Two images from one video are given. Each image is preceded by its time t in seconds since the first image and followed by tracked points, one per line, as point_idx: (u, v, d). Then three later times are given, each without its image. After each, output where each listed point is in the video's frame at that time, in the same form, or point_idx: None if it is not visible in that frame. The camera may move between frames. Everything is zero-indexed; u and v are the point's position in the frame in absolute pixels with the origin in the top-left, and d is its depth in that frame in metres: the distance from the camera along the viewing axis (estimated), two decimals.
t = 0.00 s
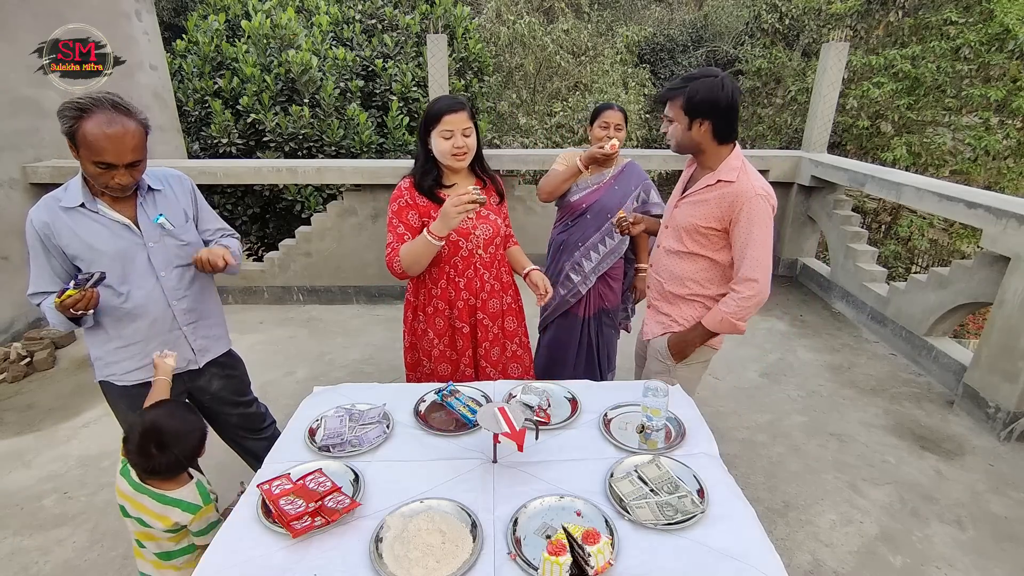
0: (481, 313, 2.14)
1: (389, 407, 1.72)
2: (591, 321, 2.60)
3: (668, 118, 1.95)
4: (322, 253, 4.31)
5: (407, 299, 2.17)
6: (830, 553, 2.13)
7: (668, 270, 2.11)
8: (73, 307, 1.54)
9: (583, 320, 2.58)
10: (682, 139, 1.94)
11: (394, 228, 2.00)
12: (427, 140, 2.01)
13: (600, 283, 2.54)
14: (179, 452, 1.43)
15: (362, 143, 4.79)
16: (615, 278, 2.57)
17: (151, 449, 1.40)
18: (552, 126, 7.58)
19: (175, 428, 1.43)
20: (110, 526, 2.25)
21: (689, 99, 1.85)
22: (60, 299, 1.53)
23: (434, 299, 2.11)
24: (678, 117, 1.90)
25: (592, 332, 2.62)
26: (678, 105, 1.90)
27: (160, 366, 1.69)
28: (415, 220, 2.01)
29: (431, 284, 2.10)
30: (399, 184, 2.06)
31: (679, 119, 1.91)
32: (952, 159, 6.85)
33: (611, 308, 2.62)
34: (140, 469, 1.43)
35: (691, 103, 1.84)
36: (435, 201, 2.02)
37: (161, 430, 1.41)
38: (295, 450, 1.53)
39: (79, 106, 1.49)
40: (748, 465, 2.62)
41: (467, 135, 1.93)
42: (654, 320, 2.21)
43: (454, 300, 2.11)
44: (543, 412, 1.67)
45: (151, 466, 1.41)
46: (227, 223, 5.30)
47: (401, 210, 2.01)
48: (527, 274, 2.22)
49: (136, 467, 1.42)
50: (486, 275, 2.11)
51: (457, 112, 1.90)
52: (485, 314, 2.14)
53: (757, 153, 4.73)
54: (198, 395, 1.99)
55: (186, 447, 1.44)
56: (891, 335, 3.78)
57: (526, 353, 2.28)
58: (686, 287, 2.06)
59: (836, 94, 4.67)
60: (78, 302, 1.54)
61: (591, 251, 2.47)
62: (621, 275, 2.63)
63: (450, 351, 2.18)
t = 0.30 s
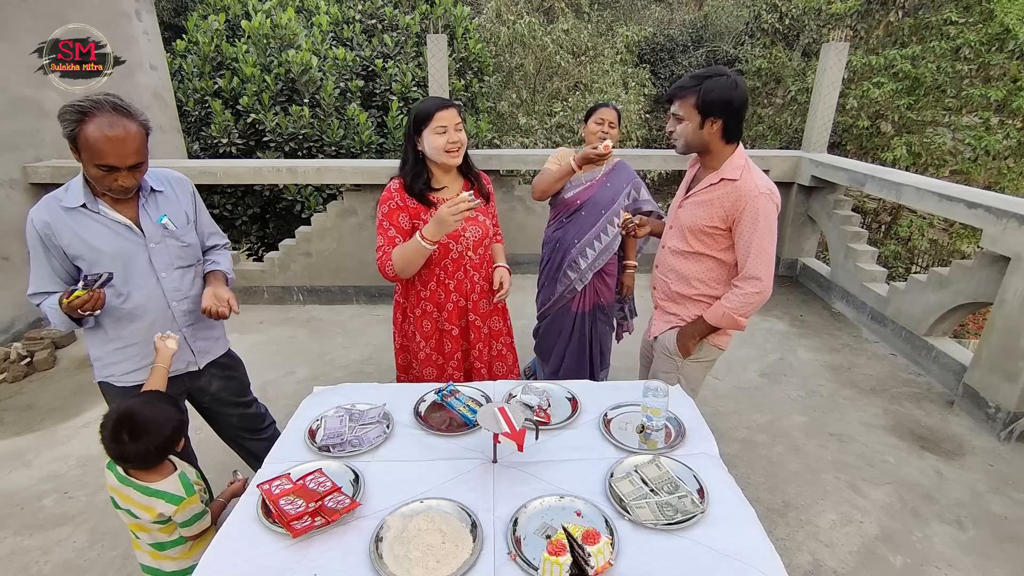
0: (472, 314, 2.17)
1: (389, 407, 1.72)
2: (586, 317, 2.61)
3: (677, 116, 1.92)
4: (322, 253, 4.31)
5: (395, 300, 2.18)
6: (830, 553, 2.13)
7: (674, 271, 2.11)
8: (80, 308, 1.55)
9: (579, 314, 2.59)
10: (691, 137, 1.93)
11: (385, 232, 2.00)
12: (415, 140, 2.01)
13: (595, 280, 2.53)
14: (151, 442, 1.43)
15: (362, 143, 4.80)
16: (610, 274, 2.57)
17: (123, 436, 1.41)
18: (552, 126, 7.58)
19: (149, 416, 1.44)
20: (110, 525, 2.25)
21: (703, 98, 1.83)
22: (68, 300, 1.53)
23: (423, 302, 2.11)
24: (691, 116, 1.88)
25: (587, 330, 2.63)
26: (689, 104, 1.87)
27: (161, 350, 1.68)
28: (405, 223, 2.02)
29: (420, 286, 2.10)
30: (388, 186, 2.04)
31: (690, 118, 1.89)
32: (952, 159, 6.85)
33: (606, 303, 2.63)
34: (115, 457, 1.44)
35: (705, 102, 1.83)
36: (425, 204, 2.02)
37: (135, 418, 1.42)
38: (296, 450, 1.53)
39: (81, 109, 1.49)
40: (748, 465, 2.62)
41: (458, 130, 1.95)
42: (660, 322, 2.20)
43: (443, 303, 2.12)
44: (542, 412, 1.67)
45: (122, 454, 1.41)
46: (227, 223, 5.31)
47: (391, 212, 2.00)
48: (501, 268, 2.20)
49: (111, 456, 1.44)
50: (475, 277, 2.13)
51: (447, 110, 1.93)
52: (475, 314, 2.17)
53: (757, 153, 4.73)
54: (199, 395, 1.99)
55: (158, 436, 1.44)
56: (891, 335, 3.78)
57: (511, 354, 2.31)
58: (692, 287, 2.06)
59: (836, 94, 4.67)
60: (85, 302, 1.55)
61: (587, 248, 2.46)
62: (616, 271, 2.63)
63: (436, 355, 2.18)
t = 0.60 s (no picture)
0: (464, 315, 2.18)
1: (389, 407, 1.72)
2: (570, 310, 2.62)
3: (686, 116, 1.92)
4: (322, 253, 4.31)
5: (385, 303, 2.17)
6: (829, 553, 2.13)
7: (679, 272, 2.11)
8: (80, 307, 1.54)
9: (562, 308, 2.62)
10: (700, 137, 1.92)
11: (371, 236, 2.01)
12: (408, 141, 2.00)
13: (573, 273, 2.56)
14: (155, 437, 1.42)
15: (362, 143, 4.80)
16: (589, 266, 2.57)
17: (130, 430, 1.41)
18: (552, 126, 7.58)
19: (156, 411, 1.46)
20: (110, 526, 2.25)
21: (714, 98, 1.83)
22: (69, 299, 1.53)
23: (414, 305, 2.11)
24: (701, 116, 1.88)
25: (572, 322, 2.64)
26: (698, 103, 1.87)
27: (166, 351, 1.68)
28: (394, 228, 2.02)
29: (411, 289, 2.10)
30: (379, 188, 2.03)
31: (698, 117, 1.89)
32: (952, 159, 6.84)
33: (590, 296, 2.63)
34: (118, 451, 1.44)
35: (716, 102, 1.83)
36: (415, 206, 2.02)
37: (143, 413, 1.44)
38: (296, 450, 1.53)
39: (79, 111, 1.48)
40: (748, 465, 2.62)
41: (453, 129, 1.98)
42: (664, 321, 2.21)
43: (434, 305, 2.12)
44: (542, 412, 1.67)
45: (128, 448, 1.41)
46: (227, 223, 5.31)
47: (379, 217, 2.00)
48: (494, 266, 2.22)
49: (116, 452, 1.44)
50: (467, 279, 2.15)
51: (441, 107, 1.96)
52: (468, 315, 2.18)
53: (758, 153, 4.73)
54: (198, 396, 1.99)
55: (163, 433, 1.44)
56: (891, 335, 3.78)
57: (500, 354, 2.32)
58: (696, 288, 2.06)
59: (836, 94, 4.67)
60: (86, 302, 1.54)
61: (561, 244, 2.50)
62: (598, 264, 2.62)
63: (426, 358, 2.17)
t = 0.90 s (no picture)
0: (463, 314, 2.18)
1: (389, 407, 1.72)
2: (550, 303, 2.70)
3: (688, 124, 1.92)
4: (322, 253, 4.31)
5: (382, 306, 2.15)
6: (829, 553, 2.13)
7: (678, 281, 2.12)
8: (81, 311, 1.54)
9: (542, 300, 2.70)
10: (701, 146, 1.93)
11: (361, 239, 2.00)
12: (402, 142, 1.99)
13: (551, 265, 2.63)
14: (183, 447, 1.42)
15: (362, 143, 4.80)
16: (569, 260, 2.63)
17: (157, 440, 1.41)
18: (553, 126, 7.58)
19: (182, 422, 1.45)
20: (110, 525, 2.25)
21: (716, 107, 1.84)
22: (69, 303, 1.52)
23: (414, 307, 2.11)
24: (701, 124, 1.89)
25: (553, 314, 2.71)
26: (699, 112, 1.88)
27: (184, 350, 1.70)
28: (386, 231, 2.01)
29: (410, 292, 2.09)
30: (373, 191, 2.01)
31: (699, 127, 1.89)
32: (952, 159, 6.84)
33: (571, 287, 2.67)
34: (147, 459, 1.44)
35: (717, 111, 1.83)
36: (411, 209, 2.02)
37: (166, 422, 1.43)
38: (296, 450, 1.53)
39: (77, 112, 1.48)
40: (748, 465, 2.62)
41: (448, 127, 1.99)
42: (664, 329, 2.22)
43: (434, 305, 2.12)
44: (542, 411, 1.67)
45: (157, 458, 1.42)
46: (227, 223, 5.31)
47: (371, 220, 1.99)
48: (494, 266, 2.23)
49: (144, 459, 1.44)
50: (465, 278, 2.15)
51: (435, 107, 1.98)
52: (466, 314, 2.18)
53: (757, 153, 4.73)
54: (199, 397, 1.98)
55: (190, 443, 1.43)
56: (891, 335, 3.78)
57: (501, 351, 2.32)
58: (694, 298, 2.07)
59: (836, 94, 4.67)
60: (86, 307, 1.54)
61: (539, 237, 2.60)
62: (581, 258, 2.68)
63: (428, 358, 2.18)
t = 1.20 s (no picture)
0: (465, 312, 2.18)
1: (389, 407, 1.72)
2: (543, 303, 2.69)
3: (691, 124, 1.91)
4: (322, 253, 4.31)
5: (381, 310, 2.14)
6: (829, 553, 2.13)
7: (678, 279, 2.13)
8: (82, 312, 1.54)
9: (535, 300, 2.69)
10: (704, 145, 1.92)
11: (360, 242, 1.99)
12: (392, 141, 1.99)
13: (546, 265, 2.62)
14: (194, 451, 1.43)
15: (362, 143, 4.80)
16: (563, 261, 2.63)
17: (167, 446, 1.42)
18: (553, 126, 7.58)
19: (191, 427, 1.44)
20: (110, 526, 2.25)
21: (721, 107, 1.84)
22: (71, 304, 1.52)
23: (417, 308, 2.11)
24: (705, 125, 1.88)
25: (545, 314, 2.70)
26: (704, 112, 1.87)
27: (193, 354, 1.71)
28: (383, 233, 2.01)
29: (412, 292, 2.09)
30: (368, 194, 2.02)
31: (703, 126, 1.89)
32: (952, 159, 6.84)
33: (567, 288, 2.64)
34: (158, 463, 1.45)
35: (722, 111, 1.83)
36: (407, 209, 2.02)
37: (176, 428, 1.42)
38: (296, 450, 1.53)
39: (74, 112, 1.48)
40: (748, 465, 2.62)
41: (438, 131, 1.98)
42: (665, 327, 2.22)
43: (437, 304, 2.13)
44: (542, 411, 1.67)
45: (166, 462, 1.43)
46: (227, 223, 5.31)
47: (368, 223, 1.99)
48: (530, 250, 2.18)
49: (153, 462, 1.45)
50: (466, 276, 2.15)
51: (428, 110, 1.96)
52: (468, 312, 2.18)
53: (757, 153, 4.73)
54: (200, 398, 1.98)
55: (199, 447, 1.44)
56: (891, 335, 3.78)
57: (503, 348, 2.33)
58: (694, 295, 2.07)
59: (836, 94, 4.67)
60: (88, 307, 1.54)
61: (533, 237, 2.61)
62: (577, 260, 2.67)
63: (434, 357, 2.19)
